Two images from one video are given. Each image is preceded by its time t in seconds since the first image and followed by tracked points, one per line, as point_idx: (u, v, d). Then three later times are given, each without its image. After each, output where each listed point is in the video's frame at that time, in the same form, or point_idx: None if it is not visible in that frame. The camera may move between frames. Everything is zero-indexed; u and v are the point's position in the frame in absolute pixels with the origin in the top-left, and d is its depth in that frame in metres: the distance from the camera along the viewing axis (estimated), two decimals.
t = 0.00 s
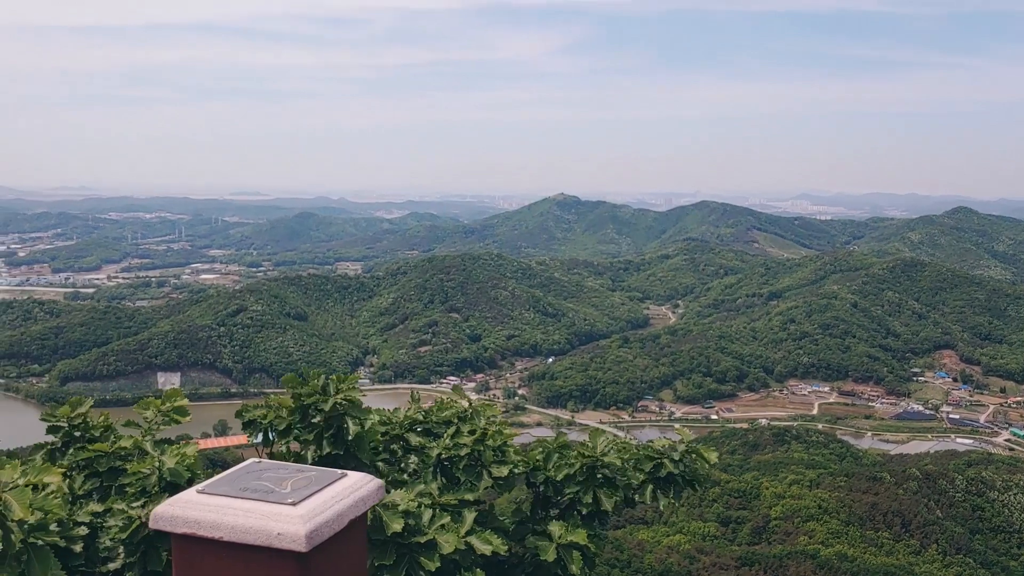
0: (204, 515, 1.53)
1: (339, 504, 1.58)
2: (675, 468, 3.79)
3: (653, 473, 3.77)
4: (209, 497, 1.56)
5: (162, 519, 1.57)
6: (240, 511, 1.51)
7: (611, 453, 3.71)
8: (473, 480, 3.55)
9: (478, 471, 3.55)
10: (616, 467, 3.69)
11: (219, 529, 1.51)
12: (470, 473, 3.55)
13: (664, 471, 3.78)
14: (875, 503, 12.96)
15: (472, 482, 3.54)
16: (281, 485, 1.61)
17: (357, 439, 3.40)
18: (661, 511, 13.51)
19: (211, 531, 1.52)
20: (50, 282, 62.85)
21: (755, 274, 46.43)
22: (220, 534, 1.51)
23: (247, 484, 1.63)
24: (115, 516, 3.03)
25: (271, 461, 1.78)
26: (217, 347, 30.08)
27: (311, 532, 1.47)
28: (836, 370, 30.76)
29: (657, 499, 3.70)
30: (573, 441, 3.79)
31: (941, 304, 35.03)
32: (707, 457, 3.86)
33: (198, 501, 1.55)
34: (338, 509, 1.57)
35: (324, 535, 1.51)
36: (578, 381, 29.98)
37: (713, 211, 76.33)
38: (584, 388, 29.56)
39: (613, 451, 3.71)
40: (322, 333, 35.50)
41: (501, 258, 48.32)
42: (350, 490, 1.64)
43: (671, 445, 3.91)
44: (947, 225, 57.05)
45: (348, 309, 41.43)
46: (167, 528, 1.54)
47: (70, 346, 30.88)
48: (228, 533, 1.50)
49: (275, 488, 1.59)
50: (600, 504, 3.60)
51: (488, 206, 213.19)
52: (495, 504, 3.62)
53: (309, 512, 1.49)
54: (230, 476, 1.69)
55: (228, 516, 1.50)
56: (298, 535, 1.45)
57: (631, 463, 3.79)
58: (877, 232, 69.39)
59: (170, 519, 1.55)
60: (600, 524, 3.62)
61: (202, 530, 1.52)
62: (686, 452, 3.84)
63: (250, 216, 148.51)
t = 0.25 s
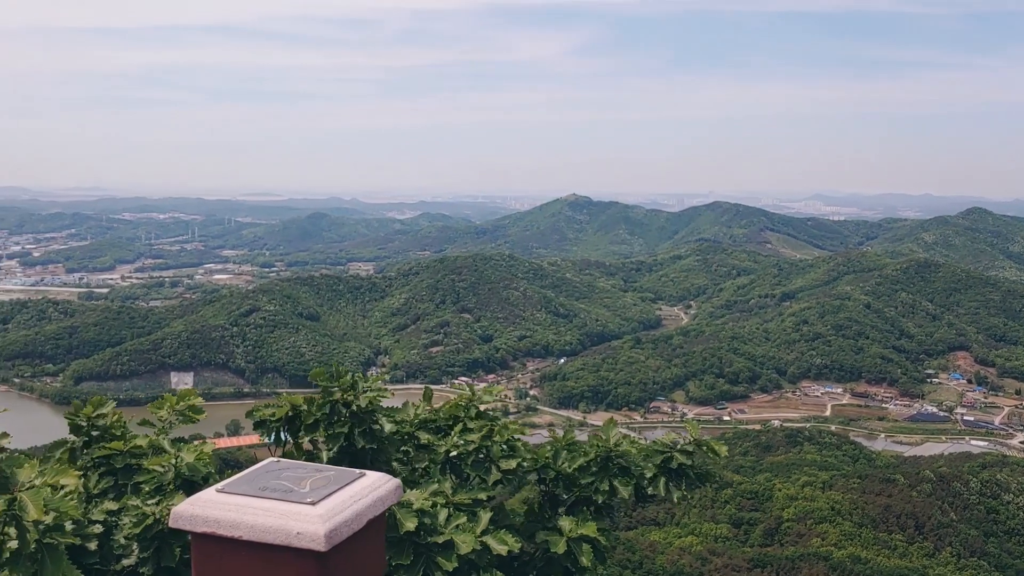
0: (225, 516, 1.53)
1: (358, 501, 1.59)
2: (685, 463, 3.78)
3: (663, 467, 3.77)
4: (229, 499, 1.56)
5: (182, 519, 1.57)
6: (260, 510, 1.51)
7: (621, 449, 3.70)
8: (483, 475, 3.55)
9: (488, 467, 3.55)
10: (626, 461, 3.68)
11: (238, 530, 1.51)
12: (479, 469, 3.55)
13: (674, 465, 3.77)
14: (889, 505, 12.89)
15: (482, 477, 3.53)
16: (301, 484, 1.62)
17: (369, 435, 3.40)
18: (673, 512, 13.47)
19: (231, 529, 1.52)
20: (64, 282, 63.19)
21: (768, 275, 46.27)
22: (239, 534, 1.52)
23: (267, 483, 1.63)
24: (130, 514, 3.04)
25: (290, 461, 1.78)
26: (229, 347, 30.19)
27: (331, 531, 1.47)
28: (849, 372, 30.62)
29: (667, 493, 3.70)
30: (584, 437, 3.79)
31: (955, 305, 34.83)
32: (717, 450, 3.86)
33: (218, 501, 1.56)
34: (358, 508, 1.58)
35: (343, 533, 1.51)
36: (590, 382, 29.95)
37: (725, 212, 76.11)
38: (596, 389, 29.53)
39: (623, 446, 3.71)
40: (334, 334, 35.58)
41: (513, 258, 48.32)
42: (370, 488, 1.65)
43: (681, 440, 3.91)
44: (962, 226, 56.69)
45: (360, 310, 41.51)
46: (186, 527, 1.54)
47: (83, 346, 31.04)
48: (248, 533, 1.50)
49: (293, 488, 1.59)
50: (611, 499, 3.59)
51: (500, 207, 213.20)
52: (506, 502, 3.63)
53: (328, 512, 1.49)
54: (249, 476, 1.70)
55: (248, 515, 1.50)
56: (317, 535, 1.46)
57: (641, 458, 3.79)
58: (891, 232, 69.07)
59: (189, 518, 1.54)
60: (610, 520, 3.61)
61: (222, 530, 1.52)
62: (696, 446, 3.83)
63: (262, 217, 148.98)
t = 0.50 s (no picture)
0: (244, 514, 1.53)
1: (373, 501, 1.59)
2: (694, 458, 3.79)
3: (672, 462, 3.77)
4: (248, 496, 1.57)
5: (198, 518, 1.58)
6: (276, 510, 1.51)
7: (631, 443, 3.70)
8: (493, 476, 3.53)
9: (499, 465, 3.54)
10: (635, 456, 3.68)
11: (255, 528, 1.52)
12: (490, 469, 3.54)
13: (684, 460, 3.78)
14: (900, 507, 12.85)
15: (494, 476, 3.53)
16: (317, 483, 1.62)
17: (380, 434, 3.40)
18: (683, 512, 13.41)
19: (247, 529, 1.52)
20: (75, 282, 63.48)
21: (778, 275, 46.14)
22: (257, 532, 1.52)
23: (283, 483, 1.63)
24: (143, 514, 3.06)
25: (305, 461, 1.79)
26: (240, 347, 30.28)
27: (348, 531, 1.47)
28: (860, 373, 30.52)
29: (677, 488, 3.70)
30: (593, 433, 3.78)
31: (967, 306, 34.67)
32: (725, 446, 3.87)
33: (238, 498, 1.56)
34: (374, 508, 1.58)
35: (359, 533, 1.51)
36: (600, 382, 29.93)
37: (736, 212, 75.90)
38: (606, 390, 29.50)
39: (633, 441, 3.70)
40: (344, 334, 35.64)
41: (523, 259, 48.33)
42: (383, 489, 1.65)
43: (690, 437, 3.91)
44: (973, 227, 56.42)
45: (370, 310, 41.58)
46: (204, 526, 1.55)
47: (95, 346, 31.17)
48: (264, 531, 1.51)
49: (310, 487, 1.60)
50: (621, 496, 3.60)
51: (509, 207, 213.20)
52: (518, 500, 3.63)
53: (344, 511, 1.50)
54: (265, 474, 1.71)
55: (265, 514, 1.51)
56: (333, 534, 1.46)
57: (650, 454, 3.79)
58: (902, 233, 68.79)
59: (206, 518, 1.55)
60: (620, 517, 3.62)
61: (241, 527, 1.53)
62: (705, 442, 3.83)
63: (273, 217, 149.34)
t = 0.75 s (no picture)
0: (263, 512, 1.54)
1: (391, 500, 1.59)
2: (708, 462, 3.78)
3: (687, 465, 3.77)
4: (268, 494, 1.57)
5: (219, 516, 1.59)
6: (297, 508, 1.51)
7: (644, 446, 3.70)
8: (511, 478, 3.53)
9: (517, 469, 3.54)
10: (649, 458, 3.68)
11: (275, 527, 1.52)
12: (508, 472, 3.53)
13: (699, 464, 3.78)
14: (913, 508, 12.79)
15: (512, 479, 3.52)
16: (336, 481, 1.62)
17: (397, 436, 3.41)
18: (694, 512, 13.39)
19: (267, 527, 1.53)
20: (89, 282, 63.83)
21: (790, 275, 45.99)
22: (275, 532, 1.52)
23: (302, 481, 1.64)
24: (160, 511, 3.08)
25: (324, 460, 1.80)
26: (252, 347, 30.39)
27: (367, 529, 1.47)
28: (872, 373, 30.40)
29: (691, 491, 3.69)
30: (609, 435, 3.78)
31: (981, 306, 34.48)
32: (740, 447, 3.86)
33: (258, 496, 1.57)
34: (393, 506, 1.58)
35: (378, 532, 1.51)
36: (611, 382, 29.90)
37: (747, 212, 75.69)
38: (617, 390, 29.48)
39: (648, 444, 3.70)
40: (355, 334, 35.73)
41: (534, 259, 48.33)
42: (403, 488, 1.65)
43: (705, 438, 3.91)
44: (987, 226, 56.10)
45: (381, 310, 41.66)
46: (225, 524, 1.55)
47: (108, 346, 31.33)
48: (284, 529, 1.51)
49: (329, 486, 1.60)
50: (636, 496, 3.59)
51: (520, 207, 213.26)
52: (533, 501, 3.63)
53: (364, 508, 1.50)
54: (284, 473, 1.71)
55: (285, 513, 1.51)
56: (353, 533, 1.46)
57: (664, 456, 3.79)
58: (915, 232, 68.47)
59: (226, 516, 1.56)
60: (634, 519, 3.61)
61: (261, 526, 1.53)
62: (720, 443, 3.82)
63: (285, 217, 149.79)
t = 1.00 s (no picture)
0: (278, 511, 1.54)
1: (405, 500, 1.59)
2: (724, 468, 3.78)
3: (702, 472, 3.76)
4: (283, 493, 1.58)
5: (235, 516, 1.59)
6: (313, 509, 1.52)
7: (656, 454, 3.69)
8: (523, 481, 3.53)
9: (528, 473, 3.54)
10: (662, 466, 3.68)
11: (289, 526, 1.52)
12: (521, 475, 3.53)
13: (714, 471, 3.78)
14: (924, 508, 12.75)
15: (523, 483, 3.52)
16: (350, 482, 1.63)
17: (409, 438, 3.41)
18: (704, 512, 13.37)
19: (281, 526, 1.53)
20: (100, 282, 64.12)
21: (800, 275, 45.86)
22: (291, 531, 1.52)
23: (316, 481, 1.64)
24: (173, 509, 3.08)
25: (338, 459, 1.80)
26: (262, 347, 30.46)
27: (382, 528, 1.48)
28: (883, 373, 30.30)
29: (706, 499, 3.69)
30: (620, 440, 3.78)
31: (992, 305, 34.31)
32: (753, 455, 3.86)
33: (272, 496, 1.57)
34: (406, 507, 1.58)
35: (393, 531, 1.51)
36: (621, 382, 29.88)
37: (757, 211, 75.50)
38: (626, 390, 29.46)
39: (659, 450, 3.71)
40: (365, 334, 35.79)
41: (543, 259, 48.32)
42: (416, 488, 1.65)
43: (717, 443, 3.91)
44: (999, 226, 55.81)
45: (391, 310, 41.73)
46: (240, 522, 1.55)
47: (119, 346, 31.46)
48: (299, 527, 1.51)
49: (343, 485, 1.60)
50: (648, 501, 3.60)
51: (530, 207, 213.26)
52: (544, 504, 3.63)
53: (380, 507, 1.51)
54: (298, 473, 1.71)
55: (299, 516, 1.51)
56: (368, 533, 1.46)
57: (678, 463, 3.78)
58: (926, 232, 68.21)
59: (242, 515, 1.55)
60: (646, 524, 3.60)
61: (274, 525, 1.53)
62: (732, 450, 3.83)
63: (295, 217, 150.20)
